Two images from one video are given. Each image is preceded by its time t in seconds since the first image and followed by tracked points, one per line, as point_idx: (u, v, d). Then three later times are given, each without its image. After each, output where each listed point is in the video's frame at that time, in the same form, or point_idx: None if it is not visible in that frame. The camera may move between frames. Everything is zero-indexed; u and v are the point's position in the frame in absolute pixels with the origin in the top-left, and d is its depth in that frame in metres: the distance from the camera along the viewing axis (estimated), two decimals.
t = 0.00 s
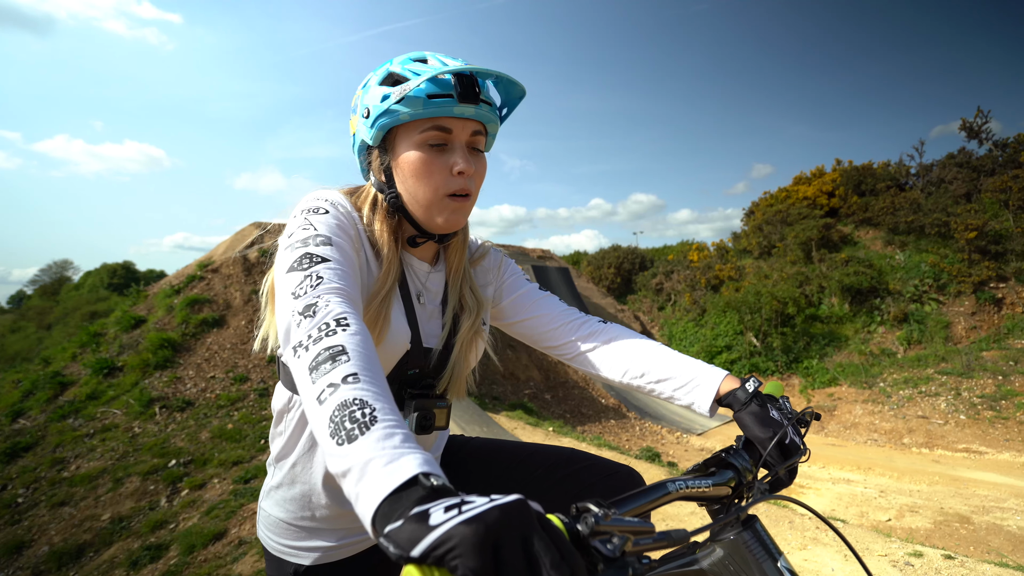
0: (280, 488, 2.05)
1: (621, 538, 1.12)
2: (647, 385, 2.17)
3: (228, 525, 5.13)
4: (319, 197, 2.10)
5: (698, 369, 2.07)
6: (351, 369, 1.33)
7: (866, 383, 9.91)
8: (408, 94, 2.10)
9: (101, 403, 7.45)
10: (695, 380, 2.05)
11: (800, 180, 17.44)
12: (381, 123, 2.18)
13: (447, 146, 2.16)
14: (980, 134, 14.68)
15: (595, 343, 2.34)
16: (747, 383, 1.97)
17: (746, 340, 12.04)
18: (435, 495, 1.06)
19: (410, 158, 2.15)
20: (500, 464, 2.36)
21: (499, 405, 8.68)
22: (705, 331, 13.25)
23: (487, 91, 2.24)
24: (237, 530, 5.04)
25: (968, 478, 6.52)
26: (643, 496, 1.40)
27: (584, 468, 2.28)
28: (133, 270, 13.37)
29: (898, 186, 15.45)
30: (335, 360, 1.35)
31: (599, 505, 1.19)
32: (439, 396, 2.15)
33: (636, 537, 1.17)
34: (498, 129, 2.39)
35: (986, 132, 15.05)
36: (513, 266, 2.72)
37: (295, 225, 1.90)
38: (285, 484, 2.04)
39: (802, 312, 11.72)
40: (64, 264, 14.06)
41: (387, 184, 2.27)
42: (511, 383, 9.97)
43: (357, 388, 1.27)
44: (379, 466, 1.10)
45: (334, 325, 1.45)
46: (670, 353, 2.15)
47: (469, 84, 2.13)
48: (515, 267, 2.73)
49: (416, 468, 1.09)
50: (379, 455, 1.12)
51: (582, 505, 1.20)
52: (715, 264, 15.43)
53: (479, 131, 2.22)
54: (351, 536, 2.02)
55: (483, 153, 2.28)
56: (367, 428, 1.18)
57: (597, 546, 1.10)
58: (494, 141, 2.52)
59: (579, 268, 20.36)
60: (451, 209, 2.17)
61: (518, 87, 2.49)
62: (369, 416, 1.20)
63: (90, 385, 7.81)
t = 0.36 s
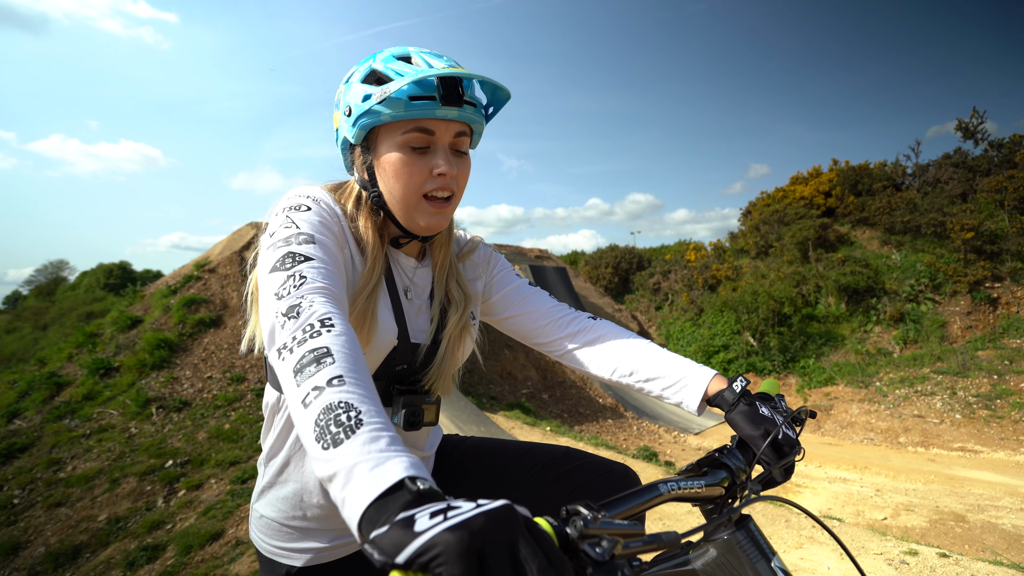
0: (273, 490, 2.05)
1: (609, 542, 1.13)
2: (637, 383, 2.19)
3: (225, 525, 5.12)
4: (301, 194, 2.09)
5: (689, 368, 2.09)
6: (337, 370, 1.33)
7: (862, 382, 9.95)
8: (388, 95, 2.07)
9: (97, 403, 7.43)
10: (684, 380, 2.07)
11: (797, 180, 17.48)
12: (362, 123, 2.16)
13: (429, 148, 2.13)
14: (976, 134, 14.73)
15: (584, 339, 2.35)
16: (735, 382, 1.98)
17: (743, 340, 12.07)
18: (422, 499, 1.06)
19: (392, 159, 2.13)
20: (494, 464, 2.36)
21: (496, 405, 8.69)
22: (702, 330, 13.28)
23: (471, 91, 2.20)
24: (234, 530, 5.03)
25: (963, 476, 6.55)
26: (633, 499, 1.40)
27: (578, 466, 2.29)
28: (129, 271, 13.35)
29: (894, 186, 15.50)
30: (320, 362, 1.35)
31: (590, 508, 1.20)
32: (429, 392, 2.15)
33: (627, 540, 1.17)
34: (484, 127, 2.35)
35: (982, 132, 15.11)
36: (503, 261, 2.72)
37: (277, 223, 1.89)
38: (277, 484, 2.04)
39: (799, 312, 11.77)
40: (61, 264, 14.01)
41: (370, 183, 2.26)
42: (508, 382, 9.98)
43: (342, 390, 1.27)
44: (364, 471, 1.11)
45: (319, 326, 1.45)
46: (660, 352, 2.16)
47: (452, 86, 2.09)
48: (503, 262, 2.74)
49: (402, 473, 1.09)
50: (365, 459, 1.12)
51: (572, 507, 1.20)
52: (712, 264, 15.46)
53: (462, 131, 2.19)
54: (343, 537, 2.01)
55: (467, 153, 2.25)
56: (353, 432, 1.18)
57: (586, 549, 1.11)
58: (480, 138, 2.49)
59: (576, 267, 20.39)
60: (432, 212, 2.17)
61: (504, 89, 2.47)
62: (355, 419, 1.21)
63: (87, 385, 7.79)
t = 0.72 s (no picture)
0: (267, 491, 2.05)
1: (610, 546, 1.11)
2: (636, 383, 2.18)
3: (223, 525, 5.11)
4: (290, 200, 2.09)
5: (690, 367, 2.08)
6: (323, 377, 1.32)
7: (861, 382, 9.95)
8: (384, 102, 2.04)
9: (95, 403, 7.43)
10: (685, 379, 2.07)
11: (796, 180, 17.48)
12: (357, 127, 2.14)
13: (425, 156, 2.12)
14: (974, 134, 14.74)
15: (582, 340, 2.35)
16: (736, 382, 1.98)
17: (741, 339, 12.08)
18: (419, 503, 1.05)
19: (387, 165, 2.13)
20: (491, 463, 2.36)
21: (495, 404, 8.70)
22: (701, 330, 13.28)
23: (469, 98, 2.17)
24: (233, 529, 5.02)
25: (961, 476, 6.56)
26: (632, 500, 1.40)
27: (576, 466, 2.29)
28: (127, 270, 13.34)
29: (892, 186, 15.51)
30: (306, 370, 1.35)
31: (591, 510, 1.19)
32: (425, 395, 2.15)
33: (627, 543, 1.17)
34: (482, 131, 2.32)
35: (980, 132, 15.11)
36: (501, 262, 2.73)
37: (265, 230, 1.90)
38: (271, 486, 2.04)
39: (797, 311, 11.78)
40: (60, 264, 14.01)
41: (365, 186, 2.26)
42: (507, 382, 9.98)
43: (329, 397, 1.27)
44: (355, 477, 1.10)
45: (303, 333, 1.44)
46: (661, 353, 2.16)
47: (450, 95, 2.06)
48: (502, 262, 2.74)
49: (395, 476, 1.09)
50: (356, 464, 1.12)
51: (572, 510, 1.19)
52: (711, 263, 15.46)
53: (459, 139, 2.17)
54: (335, 538, 2.00)
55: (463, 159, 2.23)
56: (342, 438, 1.18)
57: (586, 553, 1.10)
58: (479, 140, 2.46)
59: (575, 267, 20.39)
60: (426, 220, 2.17)
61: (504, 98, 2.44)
62: (344, 425, 1.20)
63: (85, 385, 7.79)
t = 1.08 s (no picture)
0: (263, 491, 2.05)
1: (614, 551, 1.11)
2: (644, 382, 2.18)
3: (223, 523, 5.12)
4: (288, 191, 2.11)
5: (698, 366, 2.07)
6: (320, 377, 1.32)
7: (862, 382, 9.94)
8: (358, 90, 2.13)
9: (96, 401, 7.44)
10: (695, 378, 2.05)
11: (797, 179, 17.46)
12: (339, 119, 2.23)
13: (401, 142, 2.13)
14: (977, 134, 14.71)
15: (587, 336, 2.34)
16: (747, 383, 1.98)
17: (742, 339, 12.08)
18: (419, 508, 1.05)
19: (365, 153, 2.16)
20: (491, 464, 2.36)
21: (495, 404, 8.70)
22: (702, 330, 13.27)
23: (445, 84, 2.19)
24: (233, 527, 5.02)
25: (963, 477, 6.54)
26: (637, 502, 1.39)
27: (577, 467, 2.28)
28: (129, 268, 13.37)
29: (894, 186, 15.48)
30: (302, 369, 1.34)
31: (594, 513, 1.19)
32: (417, 399, 2.15)
33: (629, 547, 1.18)
34: (470, 123, 2.31)
35: (982, 132, 15.09)
36: (503, 256, 2.72)
37: (262, 224, 1.89)
38: (266, 484, 2.05)
39: (798, 311, 11.78)
40: (61, 262, 14.03)
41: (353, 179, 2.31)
42: (507, 381, 9.98)
43: (327, 397, 1.26)
44: (353, 480, 1.10)
45: (299, 331, 1.44)
46: (667, 352, 2.15)
47: (420, 76, 2.10)
48: (502, 256, 2.73)
49: (394, 479, 1.08)
50: (354, 467, 1.11)
51: (575, 513, 1.19)
52: (712, 263, 15.46)
53: (438, 126, 2.17)
54: (331, 538, 2.00)
55: (447, 149, 2.22)
56: (339, 440, 1.17)
57: (590, 558, 1.09)
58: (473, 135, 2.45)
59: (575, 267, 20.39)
60: (403, 208, 2.13)
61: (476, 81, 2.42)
62: (341, 426, 1.20)
63: (86, 383, 7.80)
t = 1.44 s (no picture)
0: (263, 491, 2.04)
1: (624, 554, 1.11)
2: (651, 383, 2.17)
3: (223, 522, 5.12)
4: (286, 188, 2.12)
5: (705, 367, 2.07)
6: (323, 376, 1.32)
7: (862, 384, 9.93)
8: (351, 80, 2.15)
9: (97, 398, 7.44)
10: (702, 379, 2.05)
11: (799, 180, 17.45)
12: (335, 111, 2.25)
13: (395, 132, 2.13)
14: (979, 135, 14.69)
15: (591, 337, 2.34)
16: (754, 385, 1.97)
17: (743, 340, 12.10)
18: (427, 509, 1.05)
19: (360, 145, 2.17)
20: (495, 464, 2.36)
21: (496, 404, 8.70)
22: (703, 330, 13.26)
23: (438, 73, 2.18)
24: (232, 526, 5.02)
25: (963, 479, 6.54)
26: (644, 505, 1.39)
27: (582, 469, 2.28)
28: (130, 266, 13.38)
29: (896, 187, 15.47)
30: (305, 369, 1.34)
31: (603, 515, 1.19)
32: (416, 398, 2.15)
33: (640, 550, 1.17)
34: (466, 114, 2.30)
35: (984, 135, 15.07)
36: (505, 255, 2.71)
37: (261, 221, 1.89)
38: (266, 485, 2.04)
39: (799, 312, 11.80)
40: (61, 259, 14.03)
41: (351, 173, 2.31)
42: (508, 381, 9.98)
43: (331, 397, 1.26)
44: (361, 480, 1.10)
45: (300, 330, 1.44)
46: (675, 353, 2.15)
47: (412, 64, 2.10)
48: (505, 255, 2.73)
49: (402, 479, 1.08)
50: (362, 468, 1.11)
51: (584, 515, 1.19)
52: (713, 264, 15.47)
53: (433, 116, 2.17)
54: (333, 540, 1.99)
55: (443, 141, 2.21)
56: (345, 440, 1.17)
57: (600, 560, 1.08)
58: (470, 127, 2.43)
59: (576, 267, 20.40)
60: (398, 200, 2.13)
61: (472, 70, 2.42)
62: (347, 426, 1.20)
63: (86, 381, 7.81)
